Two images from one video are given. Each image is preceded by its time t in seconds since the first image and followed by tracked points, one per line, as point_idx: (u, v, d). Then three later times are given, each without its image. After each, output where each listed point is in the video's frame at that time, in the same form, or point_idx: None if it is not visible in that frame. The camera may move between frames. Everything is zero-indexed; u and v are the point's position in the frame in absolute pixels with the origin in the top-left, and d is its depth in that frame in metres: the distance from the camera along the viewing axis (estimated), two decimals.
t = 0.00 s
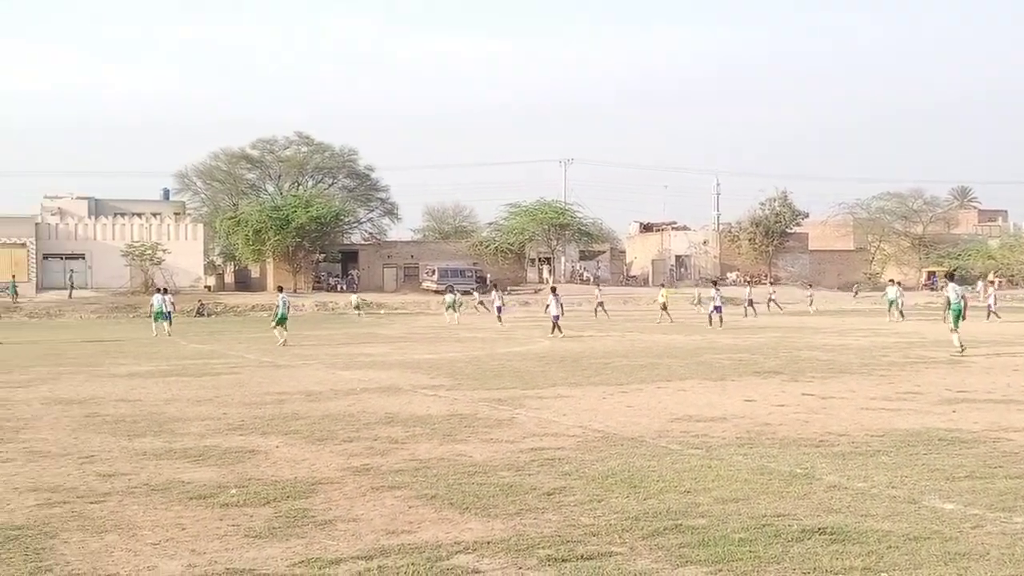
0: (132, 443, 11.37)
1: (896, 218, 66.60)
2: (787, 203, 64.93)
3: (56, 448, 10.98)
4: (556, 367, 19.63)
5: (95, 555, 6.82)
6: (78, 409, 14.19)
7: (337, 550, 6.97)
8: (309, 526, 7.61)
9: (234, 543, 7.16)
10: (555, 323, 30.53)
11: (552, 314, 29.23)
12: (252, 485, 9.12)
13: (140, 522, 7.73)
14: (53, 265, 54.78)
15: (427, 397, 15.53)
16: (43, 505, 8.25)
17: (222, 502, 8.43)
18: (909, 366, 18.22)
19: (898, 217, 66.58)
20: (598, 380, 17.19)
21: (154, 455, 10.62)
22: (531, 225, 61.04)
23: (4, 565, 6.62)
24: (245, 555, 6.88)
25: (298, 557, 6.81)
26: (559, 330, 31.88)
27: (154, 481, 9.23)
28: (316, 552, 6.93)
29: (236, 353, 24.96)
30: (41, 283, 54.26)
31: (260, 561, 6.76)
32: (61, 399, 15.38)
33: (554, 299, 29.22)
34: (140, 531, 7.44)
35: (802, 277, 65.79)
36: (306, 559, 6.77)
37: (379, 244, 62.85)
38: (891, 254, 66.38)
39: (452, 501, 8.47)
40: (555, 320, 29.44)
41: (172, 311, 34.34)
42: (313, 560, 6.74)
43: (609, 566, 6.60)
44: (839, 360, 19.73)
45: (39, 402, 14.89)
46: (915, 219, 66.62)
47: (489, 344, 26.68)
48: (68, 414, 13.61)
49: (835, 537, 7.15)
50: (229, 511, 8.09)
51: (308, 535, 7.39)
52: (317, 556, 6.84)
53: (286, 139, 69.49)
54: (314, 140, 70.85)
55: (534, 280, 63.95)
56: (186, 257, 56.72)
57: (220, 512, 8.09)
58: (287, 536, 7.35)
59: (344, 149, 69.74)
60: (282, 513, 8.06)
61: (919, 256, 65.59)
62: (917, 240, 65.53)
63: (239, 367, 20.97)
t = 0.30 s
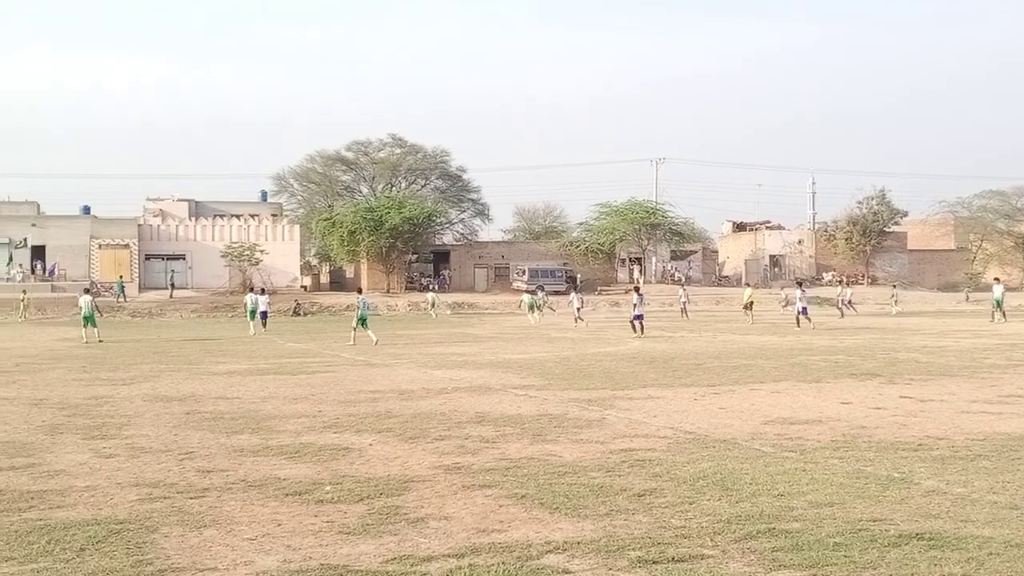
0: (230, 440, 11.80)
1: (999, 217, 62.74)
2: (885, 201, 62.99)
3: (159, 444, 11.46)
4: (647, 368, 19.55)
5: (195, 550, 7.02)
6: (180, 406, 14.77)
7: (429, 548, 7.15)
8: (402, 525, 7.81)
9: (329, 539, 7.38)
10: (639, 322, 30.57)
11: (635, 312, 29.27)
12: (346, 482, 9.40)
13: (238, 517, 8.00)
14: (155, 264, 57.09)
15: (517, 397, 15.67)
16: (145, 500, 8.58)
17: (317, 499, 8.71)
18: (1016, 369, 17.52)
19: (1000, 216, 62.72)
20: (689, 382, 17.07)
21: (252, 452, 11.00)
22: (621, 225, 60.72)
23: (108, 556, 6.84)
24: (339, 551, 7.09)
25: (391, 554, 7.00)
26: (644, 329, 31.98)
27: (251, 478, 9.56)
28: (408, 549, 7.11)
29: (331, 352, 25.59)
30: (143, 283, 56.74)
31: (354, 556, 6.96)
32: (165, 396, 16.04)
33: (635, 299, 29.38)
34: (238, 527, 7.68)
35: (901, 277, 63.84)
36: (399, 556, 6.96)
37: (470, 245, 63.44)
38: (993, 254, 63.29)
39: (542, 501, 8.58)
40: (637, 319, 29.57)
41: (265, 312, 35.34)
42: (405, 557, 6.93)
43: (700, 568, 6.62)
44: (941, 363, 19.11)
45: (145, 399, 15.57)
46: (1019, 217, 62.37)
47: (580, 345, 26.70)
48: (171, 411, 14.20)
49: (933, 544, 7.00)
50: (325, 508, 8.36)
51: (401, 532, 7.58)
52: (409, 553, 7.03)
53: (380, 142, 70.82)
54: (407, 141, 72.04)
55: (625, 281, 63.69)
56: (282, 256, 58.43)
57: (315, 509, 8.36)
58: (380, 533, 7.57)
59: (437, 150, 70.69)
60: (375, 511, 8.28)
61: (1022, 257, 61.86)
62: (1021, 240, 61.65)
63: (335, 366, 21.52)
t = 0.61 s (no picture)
0: (296, 435, 12.13)
1: None
2: (955, 197, 61.28)
3: (227, 439, 11.83)
4: (711, 367, 19.46)
5: (263, 543, 7.28)
6: (248, 402, 15.19)
7: (493, 544, 7.29)
8: (466, 521, 7.96)
9: (394, 535, 7.56)
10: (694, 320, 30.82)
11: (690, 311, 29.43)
12: (410, 478, 9.60)
13: (305, 512, 8.23)
14: (223, 262, 58.47)
15: (580, 395, 15.76)
16: (214, 494, 8.87)
17: (382, 494, 8.92)
18: None
19: None
20: (754, 380, 16.96)
21: (318, 448, 11.28)
22: (684, 222, 60.18)
23: (179, 549, 7.11)
24: (404, 547, 7.26)
25: (456, 551, 7.16)
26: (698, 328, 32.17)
27: (317, 473, 9.83)
28: (473, 546, 7.26)
29: (395, 349, 25.96)
30: (211, 280, 58.13)
31: (419, 552, 7.13)
32: (233, 391, 16.50)
33: (690, 298, 29.52)
34: (304, 521, 7.92)
35: (972, 275, 62.27)
36: (463, 552, 7.11)
37: (533, 243, 63.58)
38: None
39: (606, 499, 8.66)
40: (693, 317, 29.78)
41: (330, 307, 36.35)
42: (469, 553, 7.07)
43: (766, 569, 6.64)
44: (1016, 362, 18.63)
45: (214, 395, 16.04)
46: None
47: (643, 343, 26.66)
48: (239, 407, 14.62)
49: (1006, 546, 6.91)
50: (391, 504, 8.56)
51: (465, 528, 7.74)
52: (474, 549, 7.18)
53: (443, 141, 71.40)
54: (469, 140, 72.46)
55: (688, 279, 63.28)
56: (347, 255, 59.35)
57: (381, 504, 8.57)
58: (445, 529, 7.73)
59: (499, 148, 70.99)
60: (439, 507, 8.46)
61: None
62: None
63: (400, 363, 21.84)
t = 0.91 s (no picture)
0: (357, 435, 12.36)
1: None
2: None
3: (289, 438, 12.10)
4: (772, 369, 19.25)
5: (323, 541, 7.47)
6: (309, 401, 15.51)
7: (551, 545, 7.37)
8: (524, 521, 8.06)
9: (453, 535, 7.70)
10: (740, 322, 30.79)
11: (739, 313, 29.35)
12: (468, 478, 9.73)
13: (364, 511, 8.41)
14: (285, 264, 59.46)
15: (638, 396, 15.75)
16: (276, 493, 9.12)
17: (440, 494, 9.07)
18: None
19: None
20: (817, 383, 16.72)
21: (378, 448, 11.49)
22: (745, 223, 59.41)
23: (241, 546, 7.33)
24: (463, 547, 7.38)
25: (513, 551, 7.26)
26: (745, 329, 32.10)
27: (376, 473, 10.02)
28: (530, 546, 7.36)
29: (453, 350, 26.17)
30: (274, 281, 59.18)
31: (476, 552, 7.25)
32: (295, 391, 16.84)
33: (738, 301, 29.45)
34: (364, 521, 8.09)
35: None
36: (521, 553, 7.21)
37: (591, 244, 63.53)
38: None
39: (665, 501, 8.68)
40: (743, 319, 29.73)
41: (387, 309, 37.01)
42: (527, 554, 7.16)
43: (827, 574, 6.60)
44: None
45: (276, 394, 16.40)
46: None
47: (702, 344, 26.46)
48: (300, 406, 14.94)
49: None
50: (449, 504, 8.70)
51: (523, 529, 7.84)
52: (532, 550, 7.27)
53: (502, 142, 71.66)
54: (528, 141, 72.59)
55: (749, 280, 63.10)
56: (407, 256, 59.96)
57: (438, 504, 8.72)
58: (502, 529, 7.84)
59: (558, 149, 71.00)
60: (497, 507, 8.57)
61: None
62: None
63: (458, 363, 22.01)
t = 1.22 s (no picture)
0: (366, 437, 12.37)
1: None
2: None
3: (298, 440, 12.12)
4: (782, 371, 19.20)
5: (331, 544, 7.49)
6: (319, 404, 15.54)
7: (560, 548, 7.36)
8: (533, 523, 8.07)
9: (462, 537, 7.70)
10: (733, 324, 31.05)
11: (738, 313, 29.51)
12: (477, 480, 9.74)
13: (373, 513, 8.42)
14: (296, 265, 59.59)
15: (648, 398, 15.72)
16: (285, 495, 9.14)
17: (450, 496, 9.08)
18: None
19: None
20: (827, 385, 16.66)
21: (387, 450, 11.51)
22: (755, 224, 59.23)
23: (250, 548, 7.35)
24: (471, 549, 7.39)
25: (522, 553, 7.26)
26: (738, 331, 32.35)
27: (386, 475, 10.03)
28: (539, 549, 7.36)
29: (462, 352, 26.21)
30: (284, 283, 59.30)
31: (485, 554, 7.25)
32: (304, 394, 16.86)
33: (737, 304, 29.65)
34: (373, 523, 8.10)
35: None
36: (530, 555, 7.21)
37: (601, 246, 63.50)
38: None
39: (674, 504, 8.66)
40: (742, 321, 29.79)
41: (393, 310, 37.11)
42: (536, 557, 7.17)
43: None
44: None
45: (285, 396, 16.44)
46: None
47: (712, 346, 26.40)
48: (309, 408, 14.97)
49: None
50: (458, 506, 8.71)
51: (532, 531, 7.84)
52: (541, 552, 7.27)
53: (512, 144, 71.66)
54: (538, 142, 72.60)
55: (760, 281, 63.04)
56: (416, 257, 60.03)
57: (447, 506, 8.72)
58: (511, 532, 7.85)
59: (569, 151, 71.01)
60: (507, 509, 8.58)
61: None
62: None
63: (468, 365, 22.01)
